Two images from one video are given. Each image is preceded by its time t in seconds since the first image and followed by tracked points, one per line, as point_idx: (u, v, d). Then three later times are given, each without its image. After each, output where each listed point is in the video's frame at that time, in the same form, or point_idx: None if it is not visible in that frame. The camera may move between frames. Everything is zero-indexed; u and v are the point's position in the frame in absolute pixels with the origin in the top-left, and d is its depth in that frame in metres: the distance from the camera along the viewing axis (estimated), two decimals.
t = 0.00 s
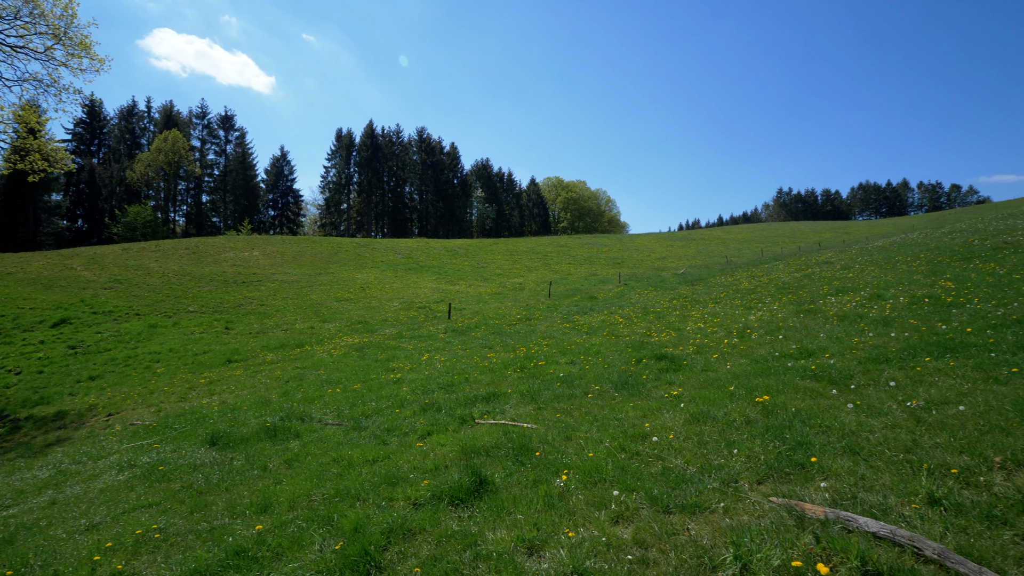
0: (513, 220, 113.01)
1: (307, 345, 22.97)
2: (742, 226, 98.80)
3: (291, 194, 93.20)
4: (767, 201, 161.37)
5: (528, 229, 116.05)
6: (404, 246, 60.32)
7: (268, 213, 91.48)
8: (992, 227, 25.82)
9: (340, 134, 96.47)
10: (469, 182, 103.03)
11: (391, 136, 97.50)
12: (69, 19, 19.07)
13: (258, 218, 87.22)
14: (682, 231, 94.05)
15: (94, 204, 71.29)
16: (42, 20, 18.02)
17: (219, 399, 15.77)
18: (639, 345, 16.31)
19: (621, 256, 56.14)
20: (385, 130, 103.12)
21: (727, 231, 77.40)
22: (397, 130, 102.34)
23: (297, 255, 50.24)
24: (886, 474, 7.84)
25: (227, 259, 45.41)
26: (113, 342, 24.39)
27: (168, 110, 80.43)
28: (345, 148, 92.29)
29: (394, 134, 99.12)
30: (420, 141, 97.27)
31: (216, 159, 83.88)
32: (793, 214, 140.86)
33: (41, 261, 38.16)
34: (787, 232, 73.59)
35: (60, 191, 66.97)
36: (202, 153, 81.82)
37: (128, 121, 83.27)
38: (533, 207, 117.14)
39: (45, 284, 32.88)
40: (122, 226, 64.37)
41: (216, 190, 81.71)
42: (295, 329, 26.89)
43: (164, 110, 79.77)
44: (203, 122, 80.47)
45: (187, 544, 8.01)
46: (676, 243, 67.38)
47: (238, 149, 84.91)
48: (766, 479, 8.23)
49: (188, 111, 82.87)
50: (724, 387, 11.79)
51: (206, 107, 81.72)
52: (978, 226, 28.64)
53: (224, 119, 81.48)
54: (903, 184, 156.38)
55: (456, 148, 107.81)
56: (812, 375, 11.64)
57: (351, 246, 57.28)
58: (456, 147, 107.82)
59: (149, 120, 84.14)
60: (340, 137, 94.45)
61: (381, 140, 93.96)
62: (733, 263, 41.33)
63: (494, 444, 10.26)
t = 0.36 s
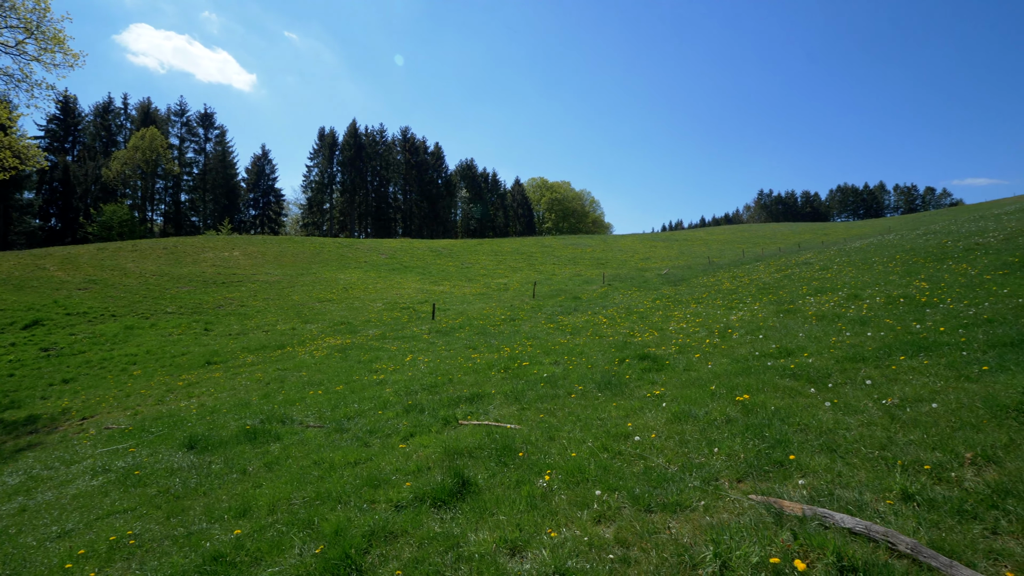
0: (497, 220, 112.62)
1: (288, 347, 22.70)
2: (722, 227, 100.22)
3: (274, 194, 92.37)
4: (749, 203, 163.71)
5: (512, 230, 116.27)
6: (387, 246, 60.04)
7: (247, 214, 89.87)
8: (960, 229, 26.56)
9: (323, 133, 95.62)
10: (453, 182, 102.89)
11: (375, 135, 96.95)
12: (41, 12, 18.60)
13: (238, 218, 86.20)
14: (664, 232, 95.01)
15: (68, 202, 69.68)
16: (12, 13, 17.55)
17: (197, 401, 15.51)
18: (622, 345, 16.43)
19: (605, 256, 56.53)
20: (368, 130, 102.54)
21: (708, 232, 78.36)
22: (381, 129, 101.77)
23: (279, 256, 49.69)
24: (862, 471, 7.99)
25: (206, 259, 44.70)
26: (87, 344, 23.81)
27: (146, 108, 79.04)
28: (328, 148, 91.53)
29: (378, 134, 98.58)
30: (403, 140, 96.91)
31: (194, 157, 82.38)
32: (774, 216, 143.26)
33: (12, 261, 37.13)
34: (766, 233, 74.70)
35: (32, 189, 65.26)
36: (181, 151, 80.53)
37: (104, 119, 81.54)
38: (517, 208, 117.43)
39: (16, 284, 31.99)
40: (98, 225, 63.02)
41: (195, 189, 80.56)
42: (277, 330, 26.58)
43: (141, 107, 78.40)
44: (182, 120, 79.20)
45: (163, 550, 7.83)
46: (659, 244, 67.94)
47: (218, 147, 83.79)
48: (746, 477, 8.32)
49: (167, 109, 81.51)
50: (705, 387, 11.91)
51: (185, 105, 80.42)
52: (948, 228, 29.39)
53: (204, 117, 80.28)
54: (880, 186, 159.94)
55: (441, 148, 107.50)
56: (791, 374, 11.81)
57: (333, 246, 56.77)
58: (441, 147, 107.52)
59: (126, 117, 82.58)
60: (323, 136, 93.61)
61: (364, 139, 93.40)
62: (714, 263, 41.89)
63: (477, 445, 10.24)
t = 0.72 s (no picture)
0: (482, 220, 111.63)
1: (268, 349, 22.37)
2: (703, 229, 101.60)
3: (256, 194, 91.60)
4: (731, 204, 166.08)
5: (495, 231, 116.52)
6: (370, 247, 59.61)
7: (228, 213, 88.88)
8: (928, 232, 27.32)
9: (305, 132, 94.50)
10: (437, 183, 102.67)
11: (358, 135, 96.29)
12: (8, 5, 18.03)
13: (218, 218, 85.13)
14: (646, 233, 95.88)
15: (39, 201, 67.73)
16: None
17: (174, 405, 15.20)
18: (606, 346, 16.53)
19: (589, 258, 56.81)
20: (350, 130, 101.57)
21: (689, 234, 79.35)
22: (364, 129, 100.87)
23: (259, 256, 48.99)
24: (837, 468, 8.15)
25: (184, 260, 43.86)
26: (59, 347, 23.17)
27: (121, 105, 77.24)
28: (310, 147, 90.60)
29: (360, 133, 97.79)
30: (387, 140, 96.39)
31: (171, 156, 80.76)
32: (755, 217, 145.62)
33: None
34: (745, 235, 75.86)
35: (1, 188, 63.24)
36: (158, 150, 78.89)
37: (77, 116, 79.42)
38: (501, 209, 117.65)
39: None
40: (70, 225, 61.42)
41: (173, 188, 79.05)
42: (257, 332, 26.19)
43: (116, 105, 76.62)
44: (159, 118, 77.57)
45: (137, 558, 7.63)
46: (642, 245, 68.48)
47: (197, 146, 82.29)
48: (726, 476, 8.43)
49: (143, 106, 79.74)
50: (686, 386, 12.06)
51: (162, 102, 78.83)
52: (918, 230, 30.20)
53: (181, 115, 78.78)
54: (857, 189, 163.55)
55: (425, 147, 107.00)
56: (770, 374, 12.00)
57: (315, 247, 56.16)
58: (424, 147, 106.99)
59: (101, 114, 80.60)
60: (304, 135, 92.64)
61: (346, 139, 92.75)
62: (695, 265, 42.42)
63: (460, 446, 10.20)
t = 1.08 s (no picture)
0: (467, 221, 111.77)
1: (248, 351, 22.03)
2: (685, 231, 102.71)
3: (236, 194, 90.36)
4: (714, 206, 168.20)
5: (480, 233, 116.39)
6: (353, 248, 59.05)
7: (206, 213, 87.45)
8: (900, 235, 28.00)
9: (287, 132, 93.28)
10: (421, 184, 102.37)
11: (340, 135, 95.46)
12: None
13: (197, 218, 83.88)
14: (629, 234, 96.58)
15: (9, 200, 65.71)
16: None
17: (150, 409, 14.88)
18: (589, 347, 16.60)
19: (573, 259, 57.00)
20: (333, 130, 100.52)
21: (671, 236, 80.13)
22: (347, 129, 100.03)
23: (239, 258, 48.21)
24: (814, 466, 8.29)
25: (161, 261, 42.97)
26: (29, 350, 22.52)
27: (96, 102, 75.44)
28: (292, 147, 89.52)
29: (343, 134, 96.83)
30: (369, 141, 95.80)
31: (148, 155, 79.12)
32: (736, 220, 147.72)
33: None
34: (726, 237, 76.78)
35: None
36: (135, 148, 77.23)
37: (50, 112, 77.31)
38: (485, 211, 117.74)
39: None
40: (41, 225, 59.75)
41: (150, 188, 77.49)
42: (236, 334, 25.76)
43: (91, 101, 74.83)
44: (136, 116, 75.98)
45: (109, 566, 7.41)
46: (626, 247, 68.91)
47: (175, 145, 80.81)
48: (706, 476, 8.51)
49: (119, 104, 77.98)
50: (668, 387, 12.17)
51: (138, 100, 77.18)
52: (892, 233, 30.88)
53: (159, 113, 77.33)
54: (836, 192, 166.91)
55: (408, 148, 106.42)
56: (750, 374, 12.17)
57: (297, 248, 55.48)
58: (407, 147, 106.39)
59: (75, 111, 78.62)
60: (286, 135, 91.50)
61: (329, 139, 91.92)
62: (677, 266, 42.85)
63: (442, 449, 10.15)
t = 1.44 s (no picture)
0: (451, 223, 111.95)
1: (228, 354, 21.71)
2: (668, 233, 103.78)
3: (217, 194, 89.17)
4: (697, 209, 169.98)
5: (465, 234, 116.16)
6: (337, 249, 58.54)
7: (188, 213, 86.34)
8: (875, 238, 28.61)
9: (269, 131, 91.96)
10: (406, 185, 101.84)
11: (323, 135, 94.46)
12: None
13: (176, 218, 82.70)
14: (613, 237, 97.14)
15: None
16: None
17: (127, 414, 14.57)
18: (573, 349, 16.68)
19: (558, 261, 57.19)
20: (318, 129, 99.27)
21: (654, 238, 80.71)
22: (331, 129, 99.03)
23: (220, 259, 47.43)
24: (794, 466, 8.42)
25: (138, 262, 42.12)
26: None
27: (71, 99, 73.68)
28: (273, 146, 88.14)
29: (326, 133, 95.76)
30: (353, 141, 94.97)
31: (127, 154, 77.44)
32: (718, 223, 149.84)
33: None
34: (708, 240, 77.57)
35: None
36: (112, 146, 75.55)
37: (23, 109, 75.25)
38: (471, 212, 117.52)
39: None
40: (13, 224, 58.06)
41: (127, 187, 75.91)
42: (216, 336, 25.35)
43: (66, 98, 73.06)
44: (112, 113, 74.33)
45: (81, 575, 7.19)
46: (610, 249, 69.36)
47: (154, 143, 79.28)
48: (688, 476, 8.60)
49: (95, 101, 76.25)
50: (652, 388, 12.27)
51: (116, 97, 75.54)
52: (869, 237, 31.49)
53: (137, 111, 75.84)
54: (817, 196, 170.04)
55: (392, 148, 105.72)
56: (731, 375, 12.34)
57: (279, 249, 54.82)
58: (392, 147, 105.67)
59: (49, 108, 76.65)
60: (269, 134, 90.25)
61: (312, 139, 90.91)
62: (660, 269, 43.31)
63: (426, 452, 10.10)
